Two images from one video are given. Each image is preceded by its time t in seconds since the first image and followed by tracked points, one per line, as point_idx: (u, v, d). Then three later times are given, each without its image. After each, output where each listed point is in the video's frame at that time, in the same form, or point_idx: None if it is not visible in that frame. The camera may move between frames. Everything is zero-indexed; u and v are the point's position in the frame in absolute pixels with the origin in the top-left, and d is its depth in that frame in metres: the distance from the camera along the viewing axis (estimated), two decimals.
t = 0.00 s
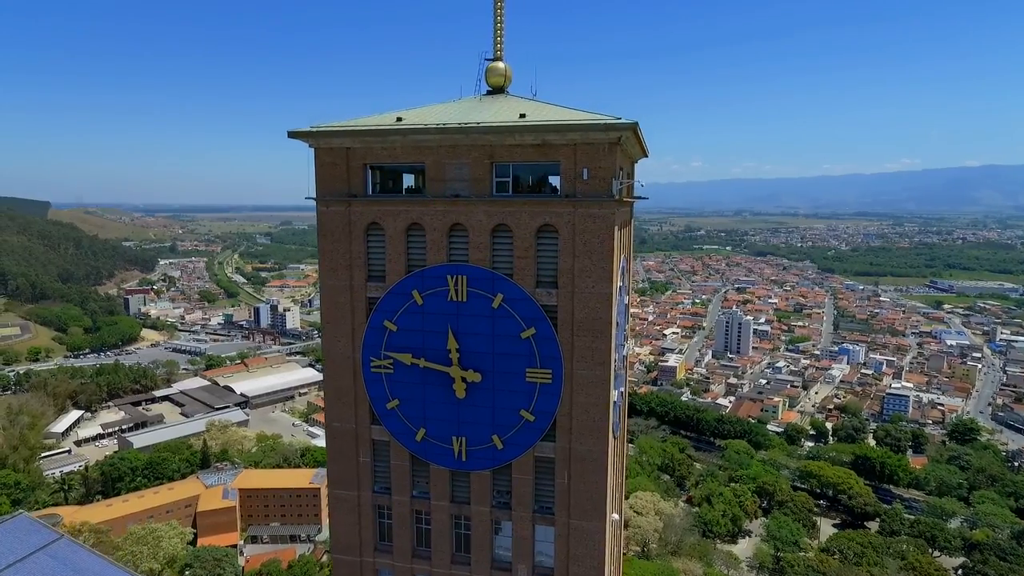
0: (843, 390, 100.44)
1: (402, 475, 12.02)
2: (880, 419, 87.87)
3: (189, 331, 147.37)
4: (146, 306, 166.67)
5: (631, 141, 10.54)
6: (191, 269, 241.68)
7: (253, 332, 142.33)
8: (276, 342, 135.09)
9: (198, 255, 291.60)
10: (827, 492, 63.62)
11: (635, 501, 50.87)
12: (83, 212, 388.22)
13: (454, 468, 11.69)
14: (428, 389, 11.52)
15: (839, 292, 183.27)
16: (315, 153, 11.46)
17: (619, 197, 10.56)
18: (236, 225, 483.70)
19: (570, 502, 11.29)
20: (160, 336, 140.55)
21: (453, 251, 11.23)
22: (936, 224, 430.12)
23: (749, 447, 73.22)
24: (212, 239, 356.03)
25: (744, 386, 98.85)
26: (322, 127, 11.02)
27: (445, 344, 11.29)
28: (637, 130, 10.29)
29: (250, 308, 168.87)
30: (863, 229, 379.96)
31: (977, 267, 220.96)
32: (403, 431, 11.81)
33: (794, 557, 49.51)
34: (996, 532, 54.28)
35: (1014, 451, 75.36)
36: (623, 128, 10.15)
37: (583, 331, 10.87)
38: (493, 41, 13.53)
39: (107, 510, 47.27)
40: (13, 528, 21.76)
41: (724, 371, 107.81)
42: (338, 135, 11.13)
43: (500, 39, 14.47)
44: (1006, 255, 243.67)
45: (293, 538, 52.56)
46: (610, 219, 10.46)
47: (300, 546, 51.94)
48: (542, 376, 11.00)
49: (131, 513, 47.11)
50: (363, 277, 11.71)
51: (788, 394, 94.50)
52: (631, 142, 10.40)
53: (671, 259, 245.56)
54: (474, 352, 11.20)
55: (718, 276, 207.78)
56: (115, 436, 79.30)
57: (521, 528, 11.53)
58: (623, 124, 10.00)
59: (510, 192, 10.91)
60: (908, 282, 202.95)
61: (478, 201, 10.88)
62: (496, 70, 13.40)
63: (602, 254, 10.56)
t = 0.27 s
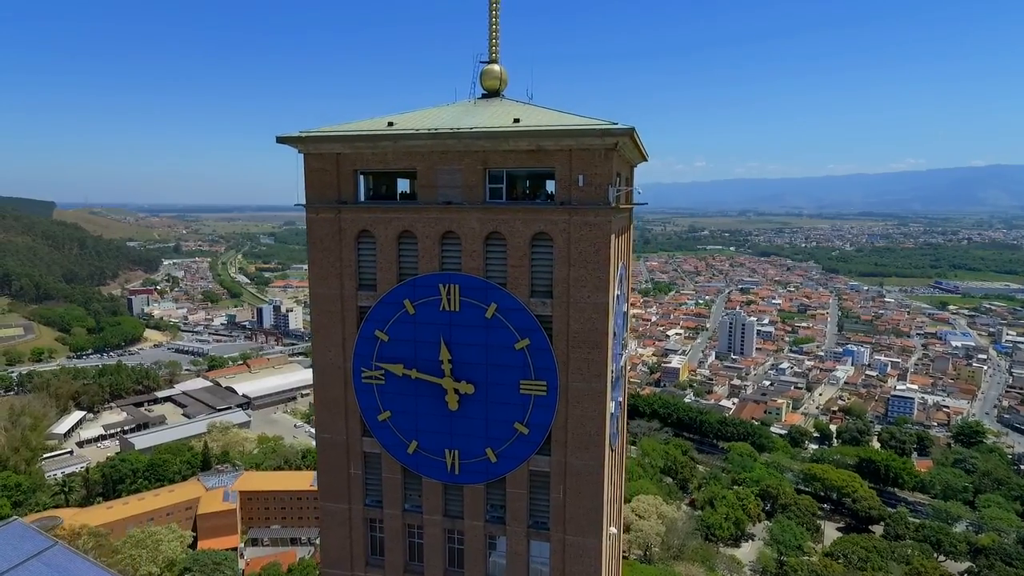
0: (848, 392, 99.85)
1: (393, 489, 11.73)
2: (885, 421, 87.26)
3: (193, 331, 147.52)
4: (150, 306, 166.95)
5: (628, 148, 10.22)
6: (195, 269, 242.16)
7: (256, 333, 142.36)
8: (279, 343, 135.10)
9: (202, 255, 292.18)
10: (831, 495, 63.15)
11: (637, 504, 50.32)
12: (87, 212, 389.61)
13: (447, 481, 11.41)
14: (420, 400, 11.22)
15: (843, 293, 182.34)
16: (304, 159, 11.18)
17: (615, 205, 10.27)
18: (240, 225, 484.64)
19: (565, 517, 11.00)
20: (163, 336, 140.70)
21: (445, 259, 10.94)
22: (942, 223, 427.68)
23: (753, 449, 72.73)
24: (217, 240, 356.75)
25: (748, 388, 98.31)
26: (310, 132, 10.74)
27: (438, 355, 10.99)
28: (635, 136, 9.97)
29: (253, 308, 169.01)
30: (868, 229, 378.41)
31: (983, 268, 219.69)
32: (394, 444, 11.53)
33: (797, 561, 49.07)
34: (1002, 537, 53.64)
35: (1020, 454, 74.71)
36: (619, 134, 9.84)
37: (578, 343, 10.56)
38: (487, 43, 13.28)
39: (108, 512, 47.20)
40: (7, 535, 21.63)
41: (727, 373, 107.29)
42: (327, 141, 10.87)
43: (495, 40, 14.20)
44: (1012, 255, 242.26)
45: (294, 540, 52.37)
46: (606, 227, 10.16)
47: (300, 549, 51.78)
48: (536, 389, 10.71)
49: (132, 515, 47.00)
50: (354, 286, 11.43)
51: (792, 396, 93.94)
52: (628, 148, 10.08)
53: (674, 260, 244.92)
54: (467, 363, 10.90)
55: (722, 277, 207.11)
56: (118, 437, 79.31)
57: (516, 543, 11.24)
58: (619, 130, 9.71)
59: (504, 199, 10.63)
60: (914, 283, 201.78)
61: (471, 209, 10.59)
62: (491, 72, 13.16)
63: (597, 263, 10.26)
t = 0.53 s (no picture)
0: (851, 393, 99.31)
1: (385, 501, 11.44)
2: (888, 423, 86.78)
3: (194, 332, 147.45)
4: (152, 306, 167.01)
5: (625, 152, 9.88)
6: (198, 270, 242.35)
7: (257, 333, 142.23)
8: (280, 344, 134.93)
9: (204, 255, 292.40)
10: (834, 497, 62.72)
11: (638, 508, 49.80)
12: (91, 212, 390.57)
13: (440, 495, 11.09)
14: (412, 412, 10.94)
15: (846, 293, 181.66)
16: (293, 163, 10.91)
17: (612, 212, 9.95)
18: (243, 225, 485.30)
19: (562, 532, 10.70)
20: (165, 337, 140.62)
21: (437, 267, 10.67)
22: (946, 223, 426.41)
23: (755, 452, 72.31)
24: (219, 240, 357.18)
25: (750, 389, 97.83)
26: (299, 137, 10.47)
27: (430, 365, 10.70)
28: (632, 141, 9.65)
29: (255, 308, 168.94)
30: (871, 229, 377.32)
31: (987, 268, 218.73)
32: (386, 455, 11.25)
33: (799, 565, 48.62)
34: (1007, 541, 53.02)
35: None
36: (616, 139, 9.53)
37: (574, 353, 10.27)
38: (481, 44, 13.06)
39: (108, 515, 47.03)
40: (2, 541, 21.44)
41: (729, 374, 106.79)
42: (316, 146, 10.60)
43: (491, 41, 13.98)
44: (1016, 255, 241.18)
45: (293, 543, 52.14)
46: (603, 235, 9.85)
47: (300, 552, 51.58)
48: (531, 401, 10.41)
49: (133, 517, 46.78)
50: (344, 294, 11.15)
51: (795, 397, 93.45)
52: (626, 153, 9.76)
53: (677, 260, 244.18)
54: (460, 374, 10.61)
55: (725, 277, 206.57)
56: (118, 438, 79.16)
57: (510, 559, 10.95)
58: (616, 135, 9.39)
59: (497, 206, 10.34)
60: (917, 283, 200.97)
61: (463, 216, 10.31)
62: (486, 75, 12.94)
63: (594, 273, 9.95)
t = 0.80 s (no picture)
0: (852, 394, 98.95)
1: (377, 515, 11.17)
2: (890, 425, 86.40)
3: (194, 332, 147.18)
4: (152, 307, 166.77)
5: (623, 157, 9.56)
6: (198, 270, 242.08)
7: (257, 334, 141.93)
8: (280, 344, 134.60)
9: (205, 255, 292.15)
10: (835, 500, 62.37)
11: (638, 511, 49.30)
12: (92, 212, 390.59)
13: (433, 508, 10.82)
14: (404, 424, 10.66)
15: (847, 294, 181.31)
16: (282, 169, 10.64)
17: (609, 219, 9.66)
18: (243, 225, 485.21)
19: (558, 546, 10.41)
20: (164, 337, 140.29)
21: (430, 275, 10.38)
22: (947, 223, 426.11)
23: (756, 453, 71.95)
24: (220, 240, 356.94)
25: (751, 390, 97.45)
26: (288, 142, 10.19)
27: (422, 376, 10.41)
28: (630, 146, 9.35)
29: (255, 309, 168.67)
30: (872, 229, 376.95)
31: (988, 268, 218.28)
32: (378, 468, 10.95)
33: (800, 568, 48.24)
34: (1009, 544, 52.61)
35: None
36: (613, 144, 9.21)
37: (571, 364, 9.97)
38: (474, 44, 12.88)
39: (106, 518, 46.74)
40: None
41: (730, 375, 106.38)
42: (305, 150, 10.32)
43: (486, 43, 13.81)
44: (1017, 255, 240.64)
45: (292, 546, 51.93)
46: (600, 242, 9.56)
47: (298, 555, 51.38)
48: (526, 413, 10.12)
49: (130, 520, 46.54)
50: (335, 302, 10.86)
51: (796, 398, 93.07)
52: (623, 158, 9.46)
53: (678, 261, 243.73)
54: (453, 385, 10.32)
55: (725, 277, 206.22)
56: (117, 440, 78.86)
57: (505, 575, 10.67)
58: (613, 140, 9.10)
59: (491, 212, 10.06)
60: (918, 283, 200.51)
61: (456, 223, 10.02)
62: (481, 77, 12.75)
63: (591, 282, 9.67)
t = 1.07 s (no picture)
0: (851, 395, 98.88)
1: (368, 528, 10.88)
2: (889, 426, 86.32)
3: (192, 333, 146.77)
4: (150, 307, 166.27)
5: (619, 162, 9.26)
6: (196, 270, 241.58)
7: (255, 335, 141.51)
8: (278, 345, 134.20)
9: (203, 255, 291.59)
10: (834, 502, 62.19)
11: (636, 513, 48.89)
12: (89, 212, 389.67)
13: (426, 522, 10.55)
14: (396, 435, 10.38)
15: (846, 294, 181.34)
16: (270, 173, 10.35)
17: (606, 226, 9.40)
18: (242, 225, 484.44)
19: (552, 561, 10.14)
20: (162, 338, 139.86)
21: (422, 282, 10.11)
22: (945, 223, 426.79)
23: (755, 455, 71.79)
24: (218, 240, 356.25)
25: (750, 391, 97.26)
26: (276, 146, 9.91)
27: (415, 386, 10.13)
28: (627, 150, 9.07)
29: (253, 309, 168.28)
30: (871, 230, 377.27)
31: (987, 269, 218.51)
32: (370, 480, 10.68)
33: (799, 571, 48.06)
34: (1008, 547, 52.45)
35: None
36: (611, 148, 8.93)
37: (566, 375, 9.71)
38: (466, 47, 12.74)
39: (101, 521, 46.59)
40: None
41: (729, 376, 106.22)
42: (293, 153, 10.05)
43: (481, 46, 13.63)
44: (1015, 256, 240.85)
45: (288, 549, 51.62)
46: (598, 249, 9.30)
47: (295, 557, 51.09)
48: (521, 425, 9.86)
49: (125, 523, 46.40)
50: (325, 309, 10.60)
51: (794, 399, 92.96)
52: (620, 163, 9.17)
53: (677, 261, 243.59)
54: (445, 396, 10.05)
55: (724, 278, 206.22)
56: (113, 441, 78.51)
57: None
58: (610, 144, 8.84)
59: (485, 218, 9.79)
60: (917, 283, 200.54)
61: (448, 230, 9.77)
62: (476, 79, 12.56)
63: (587, 289, 9.39)
